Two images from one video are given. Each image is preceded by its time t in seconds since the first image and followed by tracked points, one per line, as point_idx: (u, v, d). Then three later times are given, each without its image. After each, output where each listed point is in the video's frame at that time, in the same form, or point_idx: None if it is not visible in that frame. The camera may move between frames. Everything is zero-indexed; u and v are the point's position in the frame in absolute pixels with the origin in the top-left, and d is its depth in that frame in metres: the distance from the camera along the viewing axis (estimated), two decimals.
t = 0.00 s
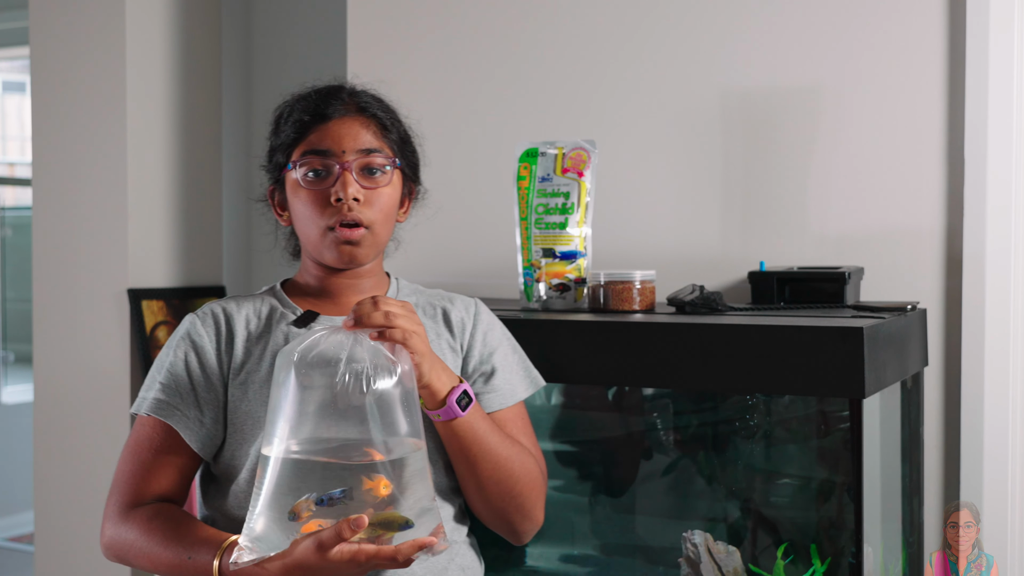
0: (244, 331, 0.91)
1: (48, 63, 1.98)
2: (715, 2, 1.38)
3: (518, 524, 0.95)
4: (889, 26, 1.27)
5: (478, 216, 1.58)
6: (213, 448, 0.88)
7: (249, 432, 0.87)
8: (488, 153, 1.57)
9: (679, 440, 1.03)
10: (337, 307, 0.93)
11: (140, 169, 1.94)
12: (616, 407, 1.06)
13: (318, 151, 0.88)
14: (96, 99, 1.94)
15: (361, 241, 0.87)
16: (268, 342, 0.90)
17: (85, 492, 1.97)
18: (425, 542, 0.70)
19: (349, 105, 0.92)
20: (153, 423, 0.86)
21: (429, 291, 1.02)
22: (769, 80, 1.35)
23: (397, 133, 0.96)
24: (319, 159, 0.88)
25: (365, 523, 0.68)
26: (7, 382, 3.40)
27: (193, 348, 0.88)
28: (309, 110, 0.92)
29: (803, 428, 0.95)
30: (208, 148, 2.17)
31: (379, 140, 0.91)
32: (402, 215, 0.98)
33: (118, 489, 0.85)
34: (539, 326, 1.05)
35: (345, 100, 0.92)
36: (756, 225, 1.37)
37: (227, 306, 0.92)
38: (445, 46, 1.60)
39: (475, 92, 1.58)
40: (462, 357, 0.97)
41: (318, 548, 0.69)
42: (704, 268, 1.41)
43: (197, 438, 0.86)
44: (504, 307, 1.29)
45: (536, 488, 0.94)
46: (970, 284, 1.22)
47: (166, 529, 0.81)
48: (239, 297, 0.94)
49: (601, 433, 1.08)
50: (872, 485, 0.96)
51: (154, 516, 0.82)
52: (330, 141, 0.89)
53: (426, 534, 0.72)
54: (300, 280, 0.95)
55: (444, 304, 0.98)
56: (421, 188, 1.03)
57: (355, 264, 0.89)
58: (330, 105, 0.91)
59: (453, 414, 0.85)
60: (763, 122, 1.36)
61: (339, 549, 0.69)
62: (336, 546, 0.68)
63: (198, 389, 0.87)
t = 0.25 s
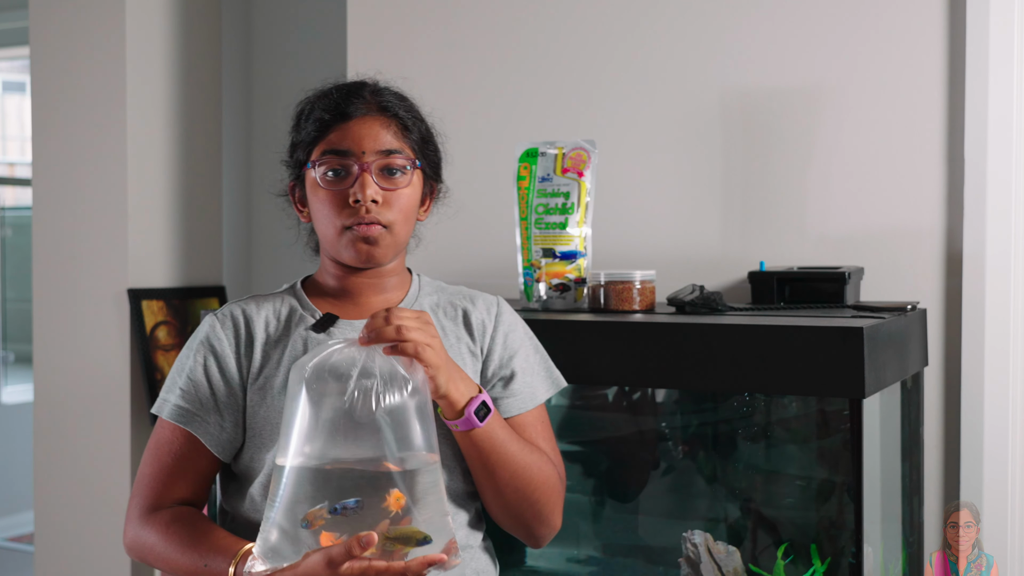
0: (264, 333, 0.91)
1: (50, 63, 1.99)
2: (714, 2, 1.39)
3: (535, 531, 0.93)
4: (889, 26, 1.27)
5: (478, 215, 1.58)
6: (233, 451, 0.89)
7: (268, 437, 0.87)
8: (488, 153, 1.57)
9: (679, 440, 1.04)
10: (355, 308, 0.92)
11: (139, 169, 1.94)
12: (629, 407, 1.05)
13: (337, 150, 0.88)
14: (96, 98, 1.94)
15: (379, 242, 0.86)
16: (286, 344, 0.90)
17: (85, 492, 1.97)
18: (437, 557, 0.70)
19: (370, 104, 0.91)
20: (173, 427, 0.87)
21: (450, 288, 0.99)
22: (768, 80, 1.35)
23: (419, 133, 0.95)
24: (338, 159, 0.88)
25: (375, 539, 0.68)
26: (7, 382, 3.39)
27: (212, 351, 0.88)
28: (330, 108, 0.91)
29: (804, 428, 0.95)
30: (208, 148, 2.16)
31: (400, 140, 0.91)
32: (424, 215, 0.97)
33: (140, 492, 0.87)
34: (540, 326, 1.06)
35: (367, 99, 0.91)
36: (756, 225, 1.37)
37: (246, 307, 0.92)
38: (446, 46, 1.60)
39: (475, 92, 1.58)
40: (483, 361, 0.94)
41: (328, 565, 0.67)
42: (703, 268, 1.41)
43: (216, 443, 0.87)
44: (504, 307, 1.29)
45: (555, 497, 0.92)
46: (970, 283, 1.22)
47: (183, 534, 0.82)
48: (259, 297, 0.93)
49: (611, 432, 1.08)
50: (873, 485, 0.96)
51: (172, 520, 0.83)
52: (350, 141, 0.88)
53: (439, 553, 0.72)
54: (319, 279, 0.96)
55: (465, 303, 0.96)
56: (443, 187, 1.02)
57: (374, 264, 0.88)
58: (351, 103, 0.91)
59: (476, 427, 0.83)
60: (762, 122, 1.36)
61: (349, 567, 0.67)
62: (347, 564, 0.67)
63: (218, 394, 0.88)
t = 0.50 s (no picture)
0: (281, 337, 0.91)
1: (50, 63, 1.99)
2: (713, 2, 1.39)
3: (546, 534, 0.95)
4: (889, 26, 1.27)
5: (477, 215, 1.58)
6: (249, 453, 0.90)
7: (284, 442, 0.88)
8: (488, 153, 1.57)
9: (679, 441, 1.04)
10: (372, 313, 0.93)
11: (140, 169, 1.94)
12: (630, 408, 1.05)
13: (356, 154, 0.88)
14: (96, 98, 1.94)
15: (396, 249, 0.86)
16: (303, 348, 0.90)
17: (86, 492, 1.97)
18: (452, 571, 0.70)
19: (391, 108, 0.91)
20: (189, 430, 0.88)
21: (466, 290, 0.99)
22: (768, 80, 1.35)
23: (438, 138, 0.94)
24: (357, 163, 0.88)
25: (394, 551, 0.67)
26: (7, 382, 3.39)
27: (229, 354, 0.89)
28: (349, 111, 0.91)
29: (804, 428, 0.95)
30: (208, 148, 2.16)
31: (419, 145, 0.91)
32: (441, 219, 0.97)
33: (157, 492, 0.88)
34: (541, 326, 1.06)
35: (387, 102, 0.91)
36: (756, 225, 1.37)
37: (263, 310, 0.92)
38: (446, 46, 1.60)
39: (475, 92, 1.58)
40: (497, 367, 0.95)
41: None
42: (703, 268, 1.41)
43: (232, 446, 0.88)
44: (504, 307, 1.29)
45: (566, 501, 0.93)
46: (970, 283, 1.22)
47: (200, 537, 0.84)
48: (276, 299, 0.94)
49: (611, 432, 1.08)
50: (873, 485, 0.96)
51: (189, 523, 0.85)
52: (369, 145, 0.88)
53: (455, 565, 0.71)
54: (334, 280, 0.96)
55: (481, 307, 0.96)
56: (460, 189, 1.02)
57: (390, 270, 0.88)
58: (371, 107, 0.91)
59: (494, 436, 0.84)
60: (762, 122, 1.36)
61: None
62: None
63: (234, 398, 0.89)
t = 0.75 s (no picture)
0: (292, 335, 0.92)
1: (50, 63, 1.99)
2: (713, 2, 1.39)
3: (558, 531, 0.95)
4: (889, 26, 1.27)
5: (477, 215, 1.58)
6: (259, 450, 0.91)
7: (296, 438, 0.89)
8: (488, 153, 1.57)
9: (679, 441, 1.04)
10: (383, 312, 0.93)
11: (139, 169, 1.94)
12: (630, 408, 1.05)
13: (362, 158, 0.88)
14: (96, 98, 1.94)
15: (404, 250, 0.87)
16: (315, 346, 0.91)
17: (86, 492, 1.97)
18: (469, 565, 0.71)
19: (395, 111, 0.91)
20: (200, 426, 0.88)
21: (476, 291, 1.01)
22: (768, 80, 1.35)
23: (444, 138, 0.94)
24: (363, 167, 0.88)
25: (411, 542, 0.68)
26: (7, 382, 3.39)
27: (241, 351, 0.90)
28: (354, 115, 0.91)
29: (803, 428, 0.95)
30: (208, 148, 2.16)
31: (425, 147, 0.91)
32: (448, 218, 0.97)
33: (164, 489, 0.87)
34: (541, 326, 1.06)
35: (392, 105, 0.91)
36: (755, 225, 1.37)
37: (274, 308, 0.93)
38: (446, 46, 1.60)
39: (475, 92, 1.58)
40: (507, 365, 0.96)
41: (362, 568, 0.67)
42: (703, 268, 1.41)
43: (244, 443, 0.89)
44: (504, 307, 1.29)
45: (579, 498, 0.93)
46: (970, 283, 1.22)
47: (211, 532, 0.83)
48: (286, 297, 0.94)
49: (613, 433, 1.08)
50: (873, 485, 0.96)
51: (200, 518, 0.84)
52: (374, 148, 0.88)
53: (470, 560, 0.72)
54: (342, 280, 0.96)
55: (491, 307, 0.98)
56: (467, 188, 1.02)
57: (397, 270, 0.89)
58: (376, 110, 0.90)
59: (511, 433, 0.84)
60: (762, 122, 1.36)
61: (383, 569, 0.67)
62: (381, 567, 0.67)
63: (245, 394, 0.89)
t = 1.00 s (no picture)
0: (297, 337, 0.91)
1: (50, 63, 1.99)
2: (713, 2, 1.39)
3: (563, 532, 0.95)
4: (888, 26, 1.27)
5: (477, 215, 1.58)
6: (266, 454, 0.91)
7: (303, 441, 0.89)
8: (488, 153, 1.57)
9: (680, 441, 1.04)
10: (387, 313, 0.93)
11: (139, 169, 1.94)
12: (631, 408, 1.06)
13: (366, 157, 0.88)
14: (96, 98, 1.94)
15: (408, 249, 0.87)
16: (320, 348, 0.91)
17: (86, 491, 1.98)
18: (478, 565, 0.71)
19: (398, 110, 0.91)
20: (208, 431, 0.88)
21: (478, 291, 1.00)
22: (768, 80, 1.35)
23: (447, 136, 0.94)
24: (367, 166, 0.88)
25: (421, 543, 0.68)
26: (7, 382, 3.39)
27: (246, 355, 0.89)
28: (357, 114, 0.91)
29: (803, 428, 0.95)
30: (208, 148, 2.16)
31: (428, 145, 0.91)
32: (451, 217, 0.97)
33: (174, 496, 0.88)
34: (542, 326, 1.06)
35: (394, 104, 0.91)
36: (755, 225, 1.37)
37: (279, 311, 0.93)
38: (446, 46, 1.60)
39: (475, 92, 1.58)
40: (511, 365, 0.96)
41: (373, 568, 0.68)
42: (703, 268, 1.41)
43: (250, 447, 0.89)
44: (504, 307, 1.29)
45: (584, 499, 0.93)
46: (970, 283, 1.22)
47: (221, 537, 0.84)
48: (291, 300, 0.94)
49: (614, 433, 1.08)
50: (873, 485, 0.96)
51: (210, 524, 0.85)
52: (377, 147, 0.88)
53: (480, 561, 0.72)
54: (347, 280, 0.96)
55: (494, 307, 0.97)
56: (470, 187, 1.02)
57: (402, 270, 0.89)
58: (379, 109, 0.90)
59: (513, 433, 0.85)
60: (762, 122, 1.36)
61: (393, 571, 0.68)
62: (391, 568, 0.68)
63: (251, 398, 0.89)
